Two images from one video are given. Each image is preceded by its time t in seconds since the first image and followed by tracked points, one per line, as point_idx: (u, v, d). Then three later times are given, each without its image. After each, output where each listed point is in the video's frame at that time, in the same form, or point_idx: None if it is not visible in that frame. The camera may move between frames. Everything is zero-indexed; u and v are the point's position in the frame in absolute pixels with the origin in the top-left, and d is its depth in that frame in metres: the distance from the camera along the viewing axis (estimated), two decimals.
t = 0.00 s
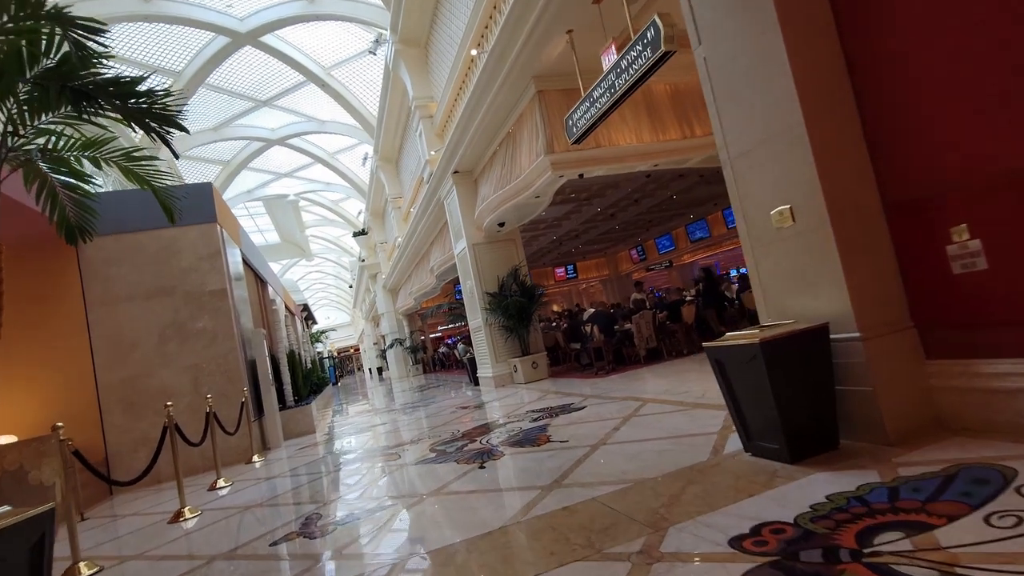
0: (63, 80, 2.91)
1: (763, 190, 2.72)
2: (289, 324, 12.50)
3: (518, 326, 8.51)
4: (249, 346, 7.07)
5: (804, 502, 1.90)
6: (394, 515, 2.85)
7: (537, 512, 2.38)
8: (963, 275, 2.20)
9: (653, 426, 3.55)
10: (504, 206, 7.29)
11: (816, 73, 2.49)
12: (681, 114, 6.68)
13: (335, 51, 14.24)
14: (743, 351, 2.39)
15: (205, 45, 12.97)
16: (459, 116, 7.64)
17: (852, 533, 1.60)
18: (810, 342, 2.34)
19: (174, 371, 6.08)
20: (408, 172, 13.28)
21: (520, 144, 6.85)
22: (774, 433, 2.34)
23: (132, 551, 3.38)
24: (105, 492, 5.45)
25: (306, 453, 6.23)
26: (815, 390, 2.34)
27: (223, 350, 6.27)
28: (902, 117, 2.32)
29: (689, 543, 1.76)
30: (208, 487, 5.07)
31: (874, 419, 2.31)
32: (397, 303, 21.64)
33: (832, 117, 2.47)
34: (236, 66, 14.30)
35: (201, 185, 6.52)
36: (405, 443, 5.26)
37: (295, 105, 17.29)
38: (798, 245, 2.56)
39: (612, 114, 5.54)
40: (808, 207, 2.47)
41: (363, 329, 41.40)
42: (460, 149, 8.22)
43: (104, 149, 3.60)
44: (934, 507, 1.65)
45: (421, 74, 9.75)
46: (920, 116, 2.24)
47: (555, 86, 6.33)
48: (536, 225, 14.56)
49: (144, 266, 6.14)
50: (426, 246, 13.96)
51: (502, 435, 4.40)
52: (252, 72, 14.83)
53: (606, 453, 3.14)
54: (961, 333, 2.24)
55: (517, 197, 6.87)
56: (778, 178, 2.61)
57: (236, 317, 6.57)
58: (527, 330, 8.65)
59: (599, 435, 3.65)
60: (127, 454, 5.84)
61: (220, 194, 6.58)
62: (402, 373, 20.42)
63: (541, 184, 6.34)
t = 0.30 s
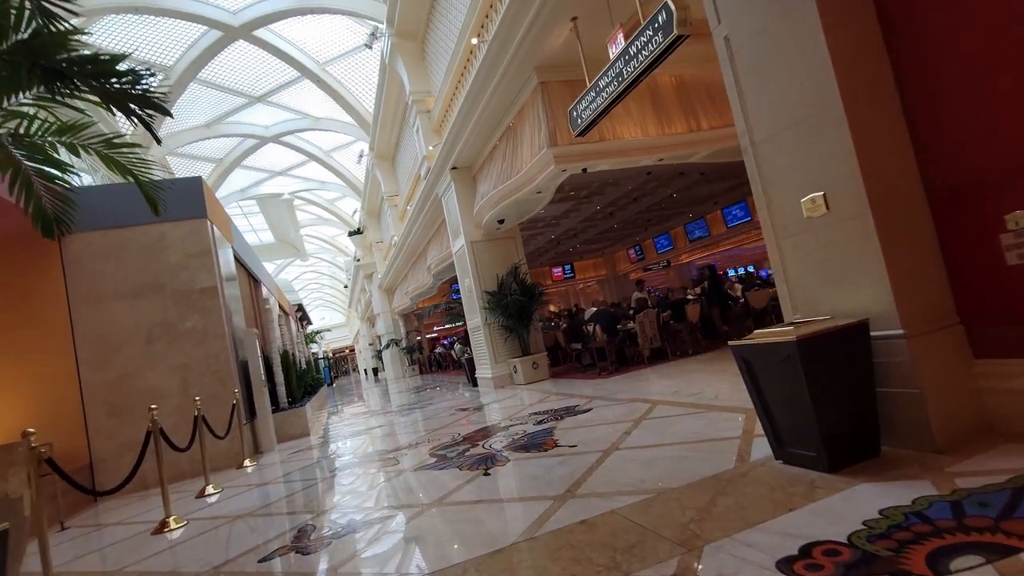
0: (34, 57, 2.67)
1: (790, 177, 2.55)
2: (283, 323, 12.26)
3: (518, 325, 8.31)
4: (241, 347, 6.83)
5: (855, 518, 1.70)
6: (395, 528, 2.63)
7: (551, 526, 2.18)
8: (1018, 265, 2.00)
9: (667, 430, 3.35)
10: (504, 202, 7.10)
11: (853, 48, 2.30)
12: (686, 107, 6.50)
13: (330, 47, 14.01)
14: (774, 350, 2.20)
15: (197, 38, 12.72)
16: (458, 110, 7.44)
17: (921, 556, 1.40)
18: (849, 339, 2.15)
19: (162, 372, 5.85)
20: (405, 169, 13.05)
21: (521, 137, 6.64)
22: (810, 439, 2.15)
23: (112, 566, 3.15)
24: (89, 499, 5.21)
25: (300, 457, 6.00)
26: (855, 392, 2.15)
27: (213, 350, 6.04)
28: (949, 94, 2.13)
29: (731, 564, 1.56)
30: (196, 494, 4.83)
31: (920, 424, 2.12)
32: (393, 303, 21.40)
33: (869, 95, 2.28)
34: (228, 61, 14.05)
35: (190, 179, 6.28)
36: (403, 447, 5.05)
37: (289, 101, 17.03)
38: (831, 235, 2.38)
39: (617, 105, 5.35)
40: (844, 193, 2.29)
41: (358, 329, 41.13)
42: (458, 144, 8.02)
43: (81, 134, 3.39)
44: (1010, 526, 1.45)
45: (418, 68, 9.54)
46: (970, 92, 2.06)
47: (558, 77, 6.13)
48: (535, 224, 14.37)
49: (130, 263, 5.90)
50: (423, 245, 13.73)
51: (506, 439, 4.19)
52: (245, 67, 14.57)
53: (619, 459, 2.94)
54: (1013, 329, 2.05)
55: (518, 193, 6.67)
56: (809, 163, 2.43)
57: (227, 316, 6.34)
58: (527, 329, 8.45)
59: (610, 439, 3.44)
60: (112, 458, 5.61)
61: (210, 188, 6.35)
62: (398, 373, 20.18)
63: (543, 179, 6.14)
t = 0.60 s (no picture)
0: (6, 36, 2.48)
1: (817, 164, 2.39)
2: (279, 324, 12.06)
3: (519, 325, 8.14)
4: (234, 347, 6.65)
5: (908, 535, 1.53)
6: (395, 539, 2.46)
7: (565, 540, 2.00)
8: None
9: (681, 433, 3.17)
10: (505, 198, 6.92)
11: (892, 23, 2.13)
12: (692, 99, 6.33)
13: (327, 43, 13.84)
14: (806, 348, 2.03)
15: (192, 34, 12.53)
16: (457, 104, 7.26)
17: None
18: (888, 335, 1.98)
19: (152, 374, 5.65)
20: (403, 167, 12.88)
21: (523, 131, 6.46)
22: (845, 444, 1.98)
23: None
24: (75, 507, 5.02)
25: (296, 461, 5.82)
26: (894, 393, 1.99)
27: (205, 351, 5.85)
28: (999, 72, 1.97)
29: None
30: (186, 501, 4.64)
31: (966, 429, 1.95)
32: (391, 303, 21.21)
33: (910, 73, 2.12)
34: (223, 57, 13.84)
35: (182, 174, 6.09)
36: (403, 450, 4.87)
37: (285, 99, 16.83)
38: (863, 225, 2.22)
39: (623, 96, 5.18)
40: (880, 179, 2.12)
41: (356, 330, 40.93)
42: (457, 139, 7.86)
43: (61, 122, 3.19)
44: None
45: (416, 63, 9.36)
46: None
47: (561, 69, 5.96)
48: (534, 223, 14.20)
49: (120, 261, 5.71)
50: (421, 243, 13.55)
51: (510, 443, 4.02)
52: (240, 64, 14.38)
53: (633, 465, 2.76)
54: None
55: (519, 188, 6.49)
56: (840, 147, 2.27)
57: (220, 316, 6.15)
58: (528, 329, 8.27)
59: (621, 443, 3.27)
60: (100, 464, 5.41)
61: (202, 184, 6.15)
62: (396, 374, 19.98)
63: (545, 174, 5.96)
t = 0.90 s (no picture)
0: None
1: (862, 145, 2.22)
2: (283, 323, 11.92)
3: (528, 323, 7.96)
4: (238, 346, 6.50)
5: (993, 554, 1.35)
6: (407, 550, 2.29)
7: (595, 556, 1.81)
8: None
9: (707, 436, 2.99)
10: (514, 192, 6.74)
11: None
12: (707, 89, 6.13)
13: (331, 38, 13.72)
14: (860, 344, 1.85)
15: (195, 29, 12.43)
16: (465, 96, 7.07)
17: None
18: (953, 329, 1.80)
19: (153, 374, 5.51)
20: (408, 163, 12.72)
21: (533, 122, 6.26)
22: (905, 449, 1.81)
23: None
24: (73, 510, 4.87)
25: (301, 462, 5.66)
26: (960, 392, 1.80)
27: (207, 350, 5.70)
28: None
29: None
30: (187, 505, 4.47)
31: None
32: (396, 302, 21.08)
33: (972, 42, 1.94)
34: (226, 53, 13.72)
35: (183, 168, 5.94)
36: (411, 452, 4.70)
37: (290, 96, 16.71)
38: (919, 209, 2.05)
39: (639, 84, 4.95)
40: (940, 160, 1.95)
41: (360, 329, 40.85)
42: (465, 134, 7.69)
43: (53, 107, 3.01)
44: None
45: (421, 57, 9.19)
46: None
47: (573, 58, 5.77)
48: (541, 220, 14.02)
49: (119, 257, 5.56)
50: (427, 241, 13.40)
51: (524, 445, 3.83)
52: (243, 60, 14.26)
53: (660, 470, 2.57)
54: None
55: (529, 182, 6.31)
56: (892, 126, 2.09)
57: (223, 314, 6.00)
58: (537, 327, 8.09)
59: (644, 446, 3.08)
60: (100, 466, 5.26)
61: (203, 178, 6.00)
62: (401, 374, 19.83)
63: (557, 167, 5.78)
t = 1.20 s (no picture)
0: None
1: (921, 123, 2.04)
2: (294, 322, 11.83)
3: (541, 321, 7.80)
4: (247, 345, 6.39)
5: None
6: (424, 562, 2.14)
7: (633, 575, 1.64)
8: None
9: (741, 440, 2.81)
10: (528, 187, 6.57)
11: None
12: (728, 79, 5.92)
13: (341, 34, 13.65)
14: (929, 341, 1.67)
15: (204, 27, 12.40)
16: (478, 88, 6.91)
17: None
18: None
19: (161, 373, 5.40)
20: (418, 160, 12.59)
21: (548, 114, 6.09)
22: (982, 458, 1.62)
23: None
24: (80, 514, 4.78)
25: (311, 464, 5.54)
26: None
27: (216, 349, 5.58)
28: None
29: None
30: (195, 509, 4.35)
31: None
32: (406, 301, 21.00)
33: None
34: (235, 51, 13.66)
35: (191, 164, 5.83)
36: (424, 454, 4.55)
37: (299, 94, 16.66)
38: (988, 191, 1.87)
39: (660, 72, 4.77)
40: (1015, 135, 1.76)
41: (370, 328, 40.89)
42: (477, 128, 7.54)
43: (53, 94, 2.89)
44: None
45: (432, 52, 9.05)
46: None
47: (589, 48, 5.59)
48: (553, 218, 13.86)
49: (127, 255, 5.46)
50: (437, 239, 13.28)
51: (544, 448, 3.67)
52: (253, 58, 14.21)
53: (694, 477, 2.40)
54: None
55: (543, 177, 6.14)
56: (955, 100, 1.91)
57: (232, 312, 5.89)
58: (551, 325, 7.93)
59: (673, 450, 2.91)
60: (107, 467, 5.17)
61: (211, 174, 5.88)
62: (411, 373, 19.75)
63: (573, 161, 5.60)
